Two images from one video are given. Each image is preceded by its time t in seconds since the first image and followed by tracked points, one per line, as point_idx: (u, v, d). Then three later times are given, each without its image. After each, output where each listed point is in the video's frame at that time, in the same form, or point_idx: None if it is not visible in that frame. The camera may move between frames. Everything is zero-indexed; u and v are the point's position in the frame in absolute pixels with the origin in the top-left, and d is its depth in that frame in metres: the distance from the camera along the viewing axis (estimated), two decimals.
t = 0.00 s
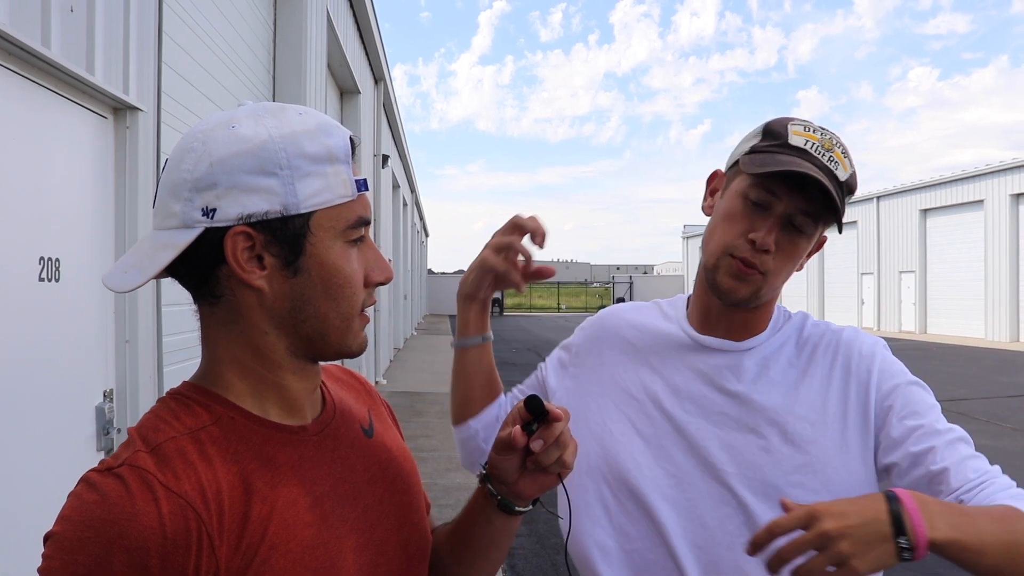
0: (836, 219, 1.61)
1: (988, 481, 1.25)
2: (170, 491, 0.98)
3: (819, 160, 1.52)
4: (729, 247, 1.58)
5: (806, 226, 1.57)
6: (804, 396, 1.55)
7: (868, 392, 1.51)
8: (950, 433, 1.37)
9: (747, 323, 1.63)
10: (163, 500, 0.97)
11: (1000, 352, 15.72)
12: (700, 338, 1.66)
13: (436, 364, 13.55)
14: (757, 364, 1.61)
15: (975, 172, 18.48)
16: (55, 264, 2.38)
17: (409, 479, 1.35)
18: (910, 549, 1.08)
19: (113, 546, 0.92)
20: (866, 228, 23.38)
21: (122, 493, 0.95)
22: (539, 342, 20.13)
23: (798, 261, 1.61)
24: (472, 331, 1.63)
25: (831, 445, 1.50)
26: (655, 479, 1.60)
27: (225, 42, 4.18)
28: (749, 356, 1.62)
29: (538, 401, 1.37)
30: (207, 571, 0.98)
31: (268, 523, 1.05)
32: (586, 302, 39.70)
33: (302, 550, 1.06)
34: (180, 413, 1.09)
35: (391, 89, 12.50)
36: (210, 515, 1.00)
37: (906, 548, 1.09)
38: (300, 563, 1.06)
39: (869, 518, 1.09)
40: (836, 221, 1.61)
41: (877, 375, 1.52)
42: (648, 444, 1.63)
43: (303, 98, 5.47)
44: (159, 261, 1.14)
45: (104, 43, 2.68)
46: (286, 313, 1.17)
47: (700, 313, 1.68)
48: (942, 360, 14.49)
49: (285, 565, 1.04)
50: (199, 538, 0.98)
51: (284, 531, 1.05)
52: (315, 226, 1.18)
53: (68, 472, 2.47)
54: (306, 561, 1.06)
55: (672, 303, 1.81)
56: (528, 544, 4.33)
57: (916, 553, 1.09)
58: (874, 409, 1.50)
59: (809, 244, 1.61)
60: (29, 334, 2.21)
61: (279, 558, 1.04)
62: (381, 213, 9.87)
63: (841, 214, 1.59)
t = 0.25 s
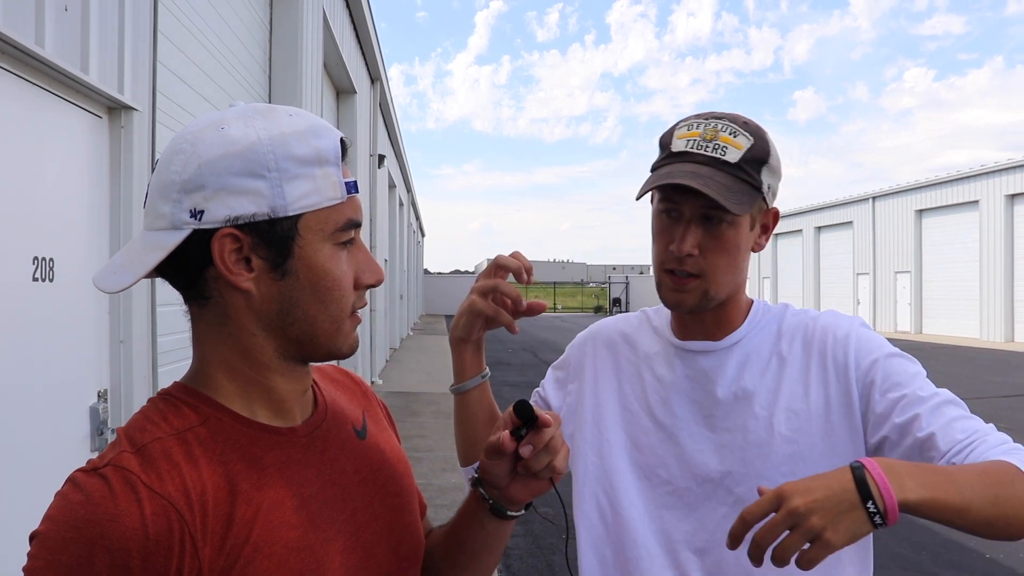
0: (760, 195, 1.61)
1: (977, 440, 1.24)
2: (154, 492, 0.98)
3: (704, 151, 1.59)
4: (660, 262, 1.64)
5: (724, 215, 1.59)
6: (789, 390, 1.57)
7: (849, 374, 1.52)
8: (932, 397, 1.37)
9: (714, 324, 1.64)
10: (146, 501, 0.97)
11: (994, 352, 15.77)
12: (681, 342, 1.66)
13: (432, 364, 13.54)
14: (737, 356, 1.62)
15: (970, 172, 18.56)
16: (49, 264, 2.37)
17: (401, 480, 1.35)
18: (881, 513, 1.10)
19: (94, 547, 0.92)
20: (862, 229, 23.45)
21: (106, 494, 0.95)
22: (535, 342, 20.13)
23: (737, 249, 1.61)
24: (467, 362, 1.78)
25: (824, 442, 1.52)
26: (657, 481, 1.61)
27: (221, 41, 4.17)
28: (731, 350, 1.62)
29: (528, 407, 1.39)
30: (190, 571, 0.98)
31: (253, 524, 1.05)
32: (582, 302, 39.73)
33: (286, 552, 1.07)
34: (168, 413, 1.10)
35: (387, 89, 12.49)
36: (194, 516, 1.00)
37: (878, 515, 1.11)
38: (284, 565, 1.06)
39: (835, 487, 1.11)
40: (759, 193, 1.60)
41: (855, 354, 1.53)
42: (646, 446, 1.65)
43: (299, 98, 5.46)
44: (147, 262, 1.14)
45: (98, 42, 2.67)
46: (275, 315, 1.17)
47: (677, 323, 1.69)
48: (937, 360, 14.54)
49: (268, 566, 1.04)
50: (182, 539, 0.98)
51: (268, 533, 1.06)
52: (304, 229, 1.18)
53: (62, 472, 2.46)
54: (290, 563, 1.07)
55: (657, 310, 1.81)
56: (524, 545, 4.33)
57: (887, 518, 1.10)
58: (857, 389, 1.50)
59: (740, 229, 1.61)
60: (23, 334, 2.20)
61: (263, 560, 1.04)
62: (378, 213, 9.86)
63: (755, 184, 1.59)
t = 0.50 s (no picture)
0: (720, 179, 1.66)
1: (962, 451, 1.27)
2: (145, 493, 0.98)
3: (658, 145, 1.67)
4: (637, 260, 1.70)
5: (687, 202, 1.65)
6: (783, 391, 1.58)
7: (840, 373, 1.53)
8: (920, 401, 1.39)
9: (699, 315, 1.66)
10: (137, 502, 0.97)
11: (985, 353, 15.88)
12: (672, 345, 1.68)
13: (426, 365, 13.53)
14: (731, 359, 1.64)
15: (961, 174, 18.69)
16: (41, 265, 2.36)
17: (394, 481, 1.35)
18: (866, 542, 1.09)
19: (85, 549, 0.92)
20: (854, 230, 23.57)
21: (97, 495, 0.95)
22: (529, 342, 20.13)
23: (707, 235, 1.65)
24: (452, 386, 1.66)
25: (818, 443, 1.53)
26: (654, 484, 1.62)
27: (214, 41, 4.16)
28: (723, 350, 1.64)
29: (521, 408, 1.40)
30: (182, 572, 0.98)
31: (245, 525, 1.05)
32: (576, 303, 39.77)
33: (278, 553, 1.07)
34: (160, 414, 1.10)
35: (381, 90, 12.48)
36: (185, 517, 1.00)
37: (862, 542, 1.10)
38: (276, 566, 1.06)
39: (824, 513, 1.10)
40: (719, 178, 1.66)
41: (846, 353, 1.54)
42: (642, 449, 1.65)
43: (293, 98, 5.45)
44: (136, 264, 1.14)
45: (91, 42, 2.66)
46: (265, 316, 1.17)
47: (667, 329, 1.71)
48: (929, 361, 14.62)
49: (260, 567, 1.05)
50: (173, 540, 0.98)
51: (260, 535, 1.06)
52: (294, 230, 1.18)
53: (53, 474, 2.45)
54: (282, 564, 1.07)
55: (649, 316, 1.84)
56: (518, 546, 4.33)
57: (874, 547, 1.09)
58: (847, 389, 1.53)
59: (707, 215, 1.65)
60: (15, 335, 2.18)
61: (255, 561, 1.04)
62: (372, 213, 9.85)
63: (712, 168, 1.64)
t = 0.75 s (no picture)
0: (701, 165, 1.73)
1: (946, 482, 1.40)
2: (144, 493, 0.98)
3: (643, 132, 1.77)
4: (619, 234, 1.77)
5: (668, 179, 1.72)
6: (780, 402, 1.57)
7: (839, 387, 1.54)
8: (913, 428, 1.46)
9: (673, 289, 1.69)
10: (135, 502, 0.97)
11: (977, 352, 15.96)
12: (653, 355, 1.72)
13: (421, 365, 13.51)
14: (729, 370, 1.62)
15: (954, 174, 18.78)
16: (36, 265, 2.35)
17: (390, 481, 1.35)
18: None
19: (84, 549, 0.92)
20: (847, 230, 23.66)
21: (94, 495, 0.95)
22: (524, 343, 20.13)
23: (686, 212, 1.71)
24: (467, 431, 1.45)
25: (814, 453, 1.53)
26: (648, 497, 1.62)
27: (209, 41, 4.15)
28: (716, 355, 1.65)
29: (517, 408, 1.41)
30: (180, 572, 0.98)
31: (242, 525, 1.05)
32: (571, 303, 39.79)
33: (276, 553, 1.07)
34: (156, 414, 1.09)
35: (376, 90, 12.47)
36: (184, 517, 1.00)
37: None
38: (275, 566, 1.06)
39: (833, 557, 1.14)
40: (702, 165, 1.73)
41: (845, 367, 1.54)
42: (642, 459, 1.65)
43: (287, 98, 5.43)
44: (133, 265, 1.13)
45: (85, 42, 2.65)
46: (264, 318, 1.17)
47: (653, 331, 1.75)
48: (923, 360, 14.68)
49: (258, 567, 1.05)
50: (171, 540, 0.98)
51: (258, 536, 1.06)
52: (293, 231, 1.18)
53: (48, 474, 2.43)
54: (280, 565, 1.07)
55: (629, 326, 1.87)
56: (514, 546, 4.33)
57: None
58: (845, 402, 1.54)
59: (688, 194, 1.72)
60: (9, 336, 2.17)
61: (253, 562, 1.04)
62: (367, 213, 9.83)
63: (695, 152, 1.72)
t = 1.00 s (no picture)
0: (708, 166, 1.69)
1: (956, 472, 1.35)
2: (148, 492, 0.98)
3: (642, 142, 1.71)
4: (636, 252, 1.73)
5: (677, 190, 1.68)
6: (790, 391, 1.59)
7: (847, 376, 1.55)
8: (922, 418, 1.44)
9: (699, 301, 1.67)
10: (139, 501, 0.97)
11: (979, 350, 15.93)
12: (676, 345, 1.69)
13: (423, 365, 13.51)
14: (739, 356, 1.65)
15: (956, 173, 18.75)
16: (38, 266, 2.35)
17: (393, 480, 1.35)
18: None
19: (88, 549, 0.92)
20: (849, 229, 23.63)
21: (99, 495, 0.95)
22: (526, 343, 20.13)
23: (700, 220, 1.68)
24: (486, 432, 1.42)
25: (822, 443, 1.54)
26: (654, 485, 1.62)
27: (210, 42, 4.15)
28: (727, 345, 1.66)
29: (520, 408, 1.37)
30: (184, 571, 0.98)
31: (247, 524, 1.05)
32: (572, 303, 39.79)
33: (280, 551, 1.07)
34: (160, 414, 1.10)
35: (376, 90, 12.47)
36: (188, 516, 1.01)
37: None
38: (279, 565, 1.06)
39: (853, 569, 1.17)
40: (707, 166, 1.69)
41: (853, 358, 1.56)
42: (649, 447, 1.65)
43: (288, 99, 5.44)
44: (136, 269, 1.14)
45: (86, 44, 2.66)
46: (267, 321, 1.17)
47: (671, 326, 1.73)
48: (925, 359, 14.66)
49: (262, 565, 1.05)
50: (175, 540, 0.98)
51: (263, 534, 1.06)
52: (296, 235, 1.18)
53: (52, 475, 2.44)
54: (284, 563, 1.07)
55: (653, 313, 1.84)
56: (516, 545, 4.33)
57: None
58: (852, 392, 1.55)
59: (699, 201, 1.68)
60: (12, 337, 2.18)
61: (257, 560, 1.04)
62: (368, 214, 9.84)
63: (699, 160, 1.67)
